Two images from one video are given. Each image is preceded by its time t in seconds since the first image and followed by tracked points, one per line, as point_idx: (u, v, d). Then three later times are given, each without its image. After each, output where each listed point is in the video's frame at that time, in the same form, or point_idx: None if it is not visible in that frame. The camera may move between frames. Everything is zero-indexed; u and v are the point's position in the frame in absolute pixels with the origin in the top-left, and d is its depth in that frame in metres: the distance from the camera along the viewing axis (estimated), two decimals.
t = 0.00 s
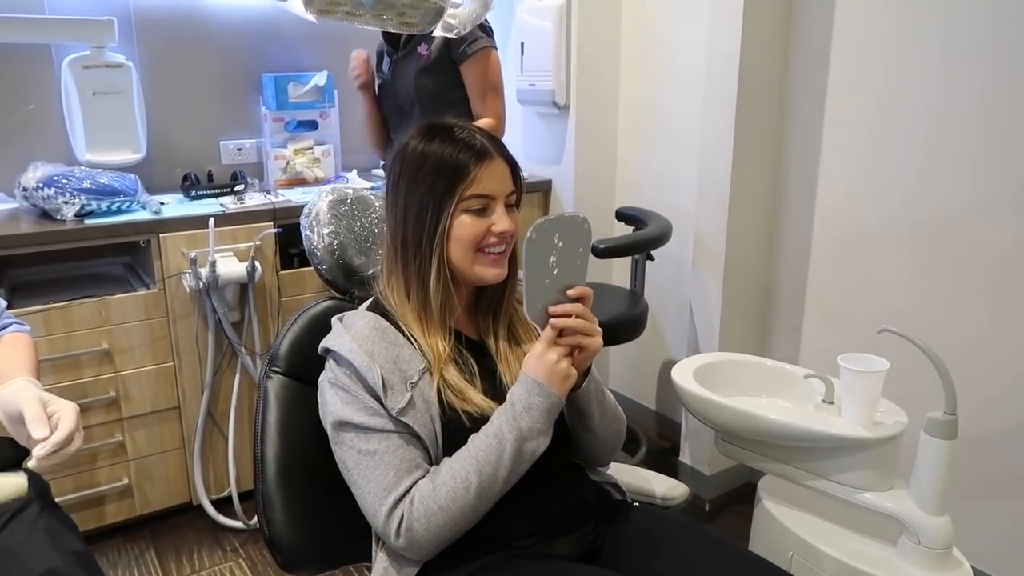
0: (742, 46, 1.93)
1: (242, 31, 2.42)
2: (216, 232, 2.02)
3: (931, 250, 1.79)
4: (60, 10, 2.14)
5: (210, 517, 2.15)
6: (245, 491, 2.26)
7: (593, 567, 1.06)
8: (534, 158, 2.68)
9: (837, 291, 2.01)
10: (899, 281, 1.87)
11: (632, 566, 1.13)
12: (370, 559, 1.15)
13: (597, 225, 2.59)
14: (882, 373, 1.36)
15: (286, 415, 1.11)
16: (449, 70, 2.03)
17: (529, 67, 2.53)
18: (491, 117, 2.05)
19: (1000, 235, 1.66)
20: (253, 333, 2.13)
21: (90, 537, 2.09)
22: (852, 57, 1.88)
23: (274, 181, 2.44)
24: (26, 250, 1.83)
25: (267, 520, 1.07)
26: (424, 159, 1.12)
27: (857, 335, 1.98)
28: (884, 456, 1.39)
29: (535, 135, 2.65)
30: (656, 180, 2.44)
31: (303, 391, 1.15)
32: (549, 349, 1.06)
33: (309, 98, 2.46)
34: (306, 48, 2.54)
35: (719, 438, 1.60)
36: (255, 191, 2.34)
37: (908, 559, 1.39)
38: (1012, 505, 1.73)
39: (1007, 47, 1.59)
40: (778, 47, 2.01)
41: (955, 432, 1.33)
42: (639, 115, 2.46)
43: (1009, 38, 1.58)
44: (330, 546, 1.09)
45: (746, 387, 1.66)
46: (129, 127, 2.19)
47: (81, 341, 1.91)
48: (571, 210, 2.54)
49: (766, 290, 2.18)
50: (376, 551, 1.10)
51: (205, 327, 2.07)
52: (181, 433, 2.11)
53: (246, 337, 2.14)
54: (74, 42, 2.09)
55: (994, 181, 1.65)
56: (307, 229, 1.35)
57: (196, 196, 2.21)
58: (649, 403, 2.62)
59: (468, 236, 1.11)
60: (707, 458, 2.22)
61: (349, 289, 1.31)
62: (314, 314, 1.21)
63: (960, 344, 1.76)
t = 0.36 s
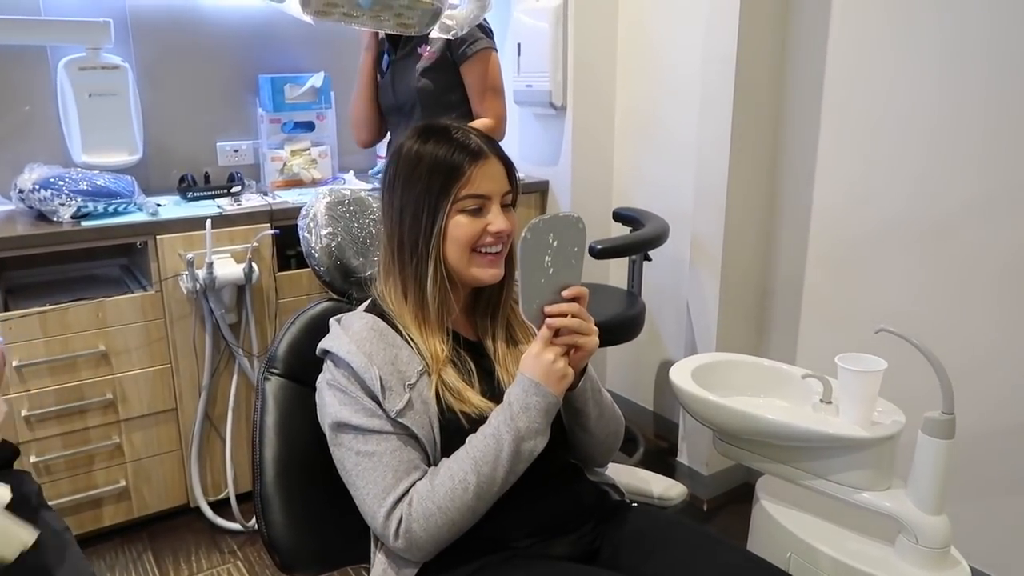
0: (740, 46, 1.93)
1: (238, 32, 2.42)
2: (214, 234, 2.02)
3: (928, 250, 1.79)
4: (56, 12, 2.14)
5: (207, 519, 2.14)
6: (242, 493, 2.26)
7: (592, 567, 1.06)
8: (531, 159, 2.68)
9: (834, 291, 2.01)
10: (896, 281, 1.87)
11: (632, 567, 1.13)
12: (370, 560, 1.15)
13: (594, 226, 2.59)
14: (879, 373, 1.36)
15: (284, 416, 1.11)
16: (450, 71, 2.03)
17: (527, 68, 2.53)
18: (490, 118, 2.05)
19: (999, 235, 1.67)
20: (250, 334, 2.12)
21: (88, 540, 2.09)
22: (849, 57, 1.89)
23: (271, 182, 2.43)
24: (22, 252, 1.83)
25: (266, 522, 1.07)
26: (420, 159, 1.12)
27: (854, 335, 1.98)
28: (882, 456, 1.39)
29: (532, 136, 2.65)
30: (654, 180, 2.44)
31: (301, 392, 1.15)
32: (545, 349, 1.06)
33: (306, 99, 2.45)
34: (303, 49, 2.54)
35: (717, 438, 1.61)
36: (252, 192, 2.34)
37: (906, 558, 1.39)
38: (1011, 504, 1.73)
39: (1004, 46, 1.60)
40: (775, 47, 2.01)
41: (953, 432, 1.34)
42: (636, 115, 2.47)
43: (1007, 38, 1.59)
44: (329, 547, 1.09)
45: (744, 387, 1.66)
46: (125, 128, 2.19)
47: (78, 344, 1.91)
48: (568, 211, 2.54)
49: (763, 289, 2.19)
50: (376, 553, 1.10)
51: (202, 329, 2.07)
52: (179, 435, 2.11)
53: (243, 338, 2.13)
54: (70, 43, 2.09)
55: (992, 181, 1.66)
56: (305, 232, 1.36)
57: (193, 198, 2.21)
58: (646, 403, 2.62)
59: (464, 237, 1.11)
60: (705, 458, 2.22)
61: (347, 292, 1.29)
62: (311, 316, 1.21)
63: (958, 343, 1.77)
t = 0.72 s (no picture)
0: (736, 47, 1.93)
1: (235, 33, 2.42)
2: (211, 235, 2.01)
3: (925, 250, 1.79)
4: (53, 13, 2.14)
5: (205, 520, 2.14)
6: (240, 495, 2.26)
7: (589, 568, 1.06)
8: (528, 160, 2.69)
9: (831, 292, 2.01)
10: (893, 282, 1.87)
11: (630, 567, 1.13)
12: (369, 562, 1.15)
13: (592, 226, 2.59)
14: (876, 373, 1.37)
15: (281, 418, 1.11)
16: (446, 73, 2.04)
17: (524, 69, 2.54)
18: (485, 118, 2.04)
19: (995, 236, 1.67)
20: (247, 336, 2.12)
21: (85, 542, 2.08)
22: (846, 58, 1.89)
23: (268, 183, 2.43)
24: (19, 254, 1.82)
25: (263, 523, 1.06)
26: (411, 159, 1.12)
27: (852, 336, 1.98)
28: (878, 456, 1.40)
29: (529, 136, 2.66)
30: (651, 181, 2.45)
31: (297, 394, 1.14)
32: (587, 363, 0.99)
33: (302, 100, 2.46)
34: (300, 50, 2.54)
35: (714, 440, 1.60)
36: (250, 194, 2.34)
37: (903, 559, 1.39)
38: (1008, 505, 1.73)
39: (1000, 47, 1.60)
40: (771, 48, 2.01)
41: (950, 432, 1.34)
42: (633, 116, 2.47)
43: (1002, 38, 1.59)
44: (326, 549, 1.09)
45: (741, 388, 1.66)
46: (122, 129, 2.19)
47: (75, 345, 1.91)
48: (565, 213, 2.54)
49: (760, 290, 2.19)
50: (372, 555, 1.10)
51: (200, 331, 2.06)
52: (176, 436, 2.10)
53: (241, 340, 2.13)
54: (67, 45, 2.08)
55: (988, 181, 1.66)
56: (302, 232, 1.36)
57: (190, 199, 2.21)
58: (644, 404, 2.62)
59: (457, 236, 1.11)
60: (703, 459, 2.22)
61: (344, 293, 1.30)
62: (309, 317, 1.21)
63: (954, 343, 1.77)
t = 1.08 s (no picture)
0: (734, 49, 1.94)
1: (233, 36, 2.42)
2: (209, 237, 2.01)
3: (923, 251, 1.80)
4: (50, 15, 2.14)
5: (203, 522, 2.14)
6: (238, 497, 2.26)
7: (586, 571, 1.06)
8: (527, 161, 2.69)
9: (830, 293, 2.01)
10: (890, 283, 1.87)
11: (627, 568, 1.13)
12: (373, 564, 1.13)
13: (590, 228, 2.59)
14: (872, 374, 1.37)
15: (279, 420, 1.11)
16: (442, 74, 2.05)
17: (522, 71, 2.54)
18: (481, 121, 2.04)
19: (993, 237, 1.67)
20: (246, 338, 2.12)
21: (83, 545, 2.08)
22: (843, 60, 1.89)
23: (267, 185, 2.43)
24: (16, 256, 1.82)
25: (261, 525, 1.05)
26: (386, 156, 1.15)
27: (851, 337, 1.98)
28: (875, 457, 1.40)
29: (527, 138, 2.66)
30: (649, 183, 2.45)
31: (295, 395, 1.14)
32: (661, 280, 0.91)
33: (300, 102, 2.46)
34: (299, 52, 2.54)
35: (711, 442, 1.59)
36: (248, 195, 2.33)
37: (902, 560, 1.39)
38: (1005, 505, 1.73)
39: (996, 49, 1.60)
40: (769, 50, 2.02)
41: (947, 434, 1.34)
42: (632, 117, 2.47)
43: (999, 40, 1.60)
44: (326, 552, 1.08)
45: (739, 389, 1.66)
46: (120, 132, 2.19)
47: (73, 347, 1.91)
48: (563, 214, 2.54)
49: (759, 291, 2.19)
50: (387, 560, 1.07)
51: (198, 332, 2.06)
52: (174, 438, 2.10)
53: (239, 341, 2.13)
54: (65, 47, 2.08)
55: (986, 183, 1.66)
56: (299, 234, 1.35)
57: (188, 201, 2.20)
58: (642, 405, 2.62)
59: (438, 222, 1.13)
60: (702, 460, 2.22)
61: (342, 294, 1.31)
62: (307, 319, 1.22)
63: (952, 345, 1.77)
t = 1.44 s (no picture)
0: (734, 50, 1.94)
1: (233, 37, 2.42)
2: (209, 238, 2.01)
3: (923, 252, 1.80)
4: (51, 17, 2.14)
5: (204, 523, 2.14)
6: (238, 498, 2.26)
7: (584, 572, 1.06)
8: (527, 162, 2.69)
9: (830, 294, 2.01)
10: (890, 284, 1.87)
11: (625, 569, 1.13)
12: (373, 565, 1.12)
13: (590, 229, 2.59)
14: (872, 375, 1.37)
15: (279, 422, 1.11)
16: (442, 76, 2.04)
17: (522, 72, 2.54)
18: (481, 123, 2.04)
19: (993, 238, 1.67)
20: (246, 339, 2.12)
21: (83, 545, 2.08)
22: (843, 61, 1.89)
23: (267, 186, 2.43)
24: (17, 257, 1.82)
25: (261, 527, 1.05)
26: (381, 156, 1.16)
27: (851, 338, 1.98)
28: (875, 458, 1.40)
29: (527, 139, 2.66)
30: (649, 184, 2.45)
31: (295, 397, 1.14)
32: (657, 277, 0.93)
33: (301, 103, 2.46)
34: (299, 53, 2.55)
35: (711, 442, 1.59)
36: (248, 197, 2.34)
37: (902, 561, 1.39)
38: (1005, 506, 1.73)
39: (996, 51, 1.61)
40: (768, 51, 2.02)
41: (947, 434, 1.34)
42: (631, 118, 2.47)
43: (998, 41, 1.60)
44: (326, 553, 1.07)
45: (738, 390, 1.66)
46: (120, 133, 2.19)
47: (73, 348, 1.91)
48: (563, 215, 2.55)
49: (758, 292, 2.19)
50: (387, 560, 1.07)
51: (198, 334, 2.06)
52: (174, 439, 2.10)
53: (239, 342, 2.13)
54: (65, 49, 2.08)
55: (986, 184, 1.66)
56: (298, 236, 1.35)
57: (189, 202, 2.21)
58: (642, 406, 2.62)
59: (435, 220, 1.14)
60: (702, 461, 2.22)
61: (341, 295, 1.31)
62: (306, 321, 1.22)
63: (952, 345, 1.77)
